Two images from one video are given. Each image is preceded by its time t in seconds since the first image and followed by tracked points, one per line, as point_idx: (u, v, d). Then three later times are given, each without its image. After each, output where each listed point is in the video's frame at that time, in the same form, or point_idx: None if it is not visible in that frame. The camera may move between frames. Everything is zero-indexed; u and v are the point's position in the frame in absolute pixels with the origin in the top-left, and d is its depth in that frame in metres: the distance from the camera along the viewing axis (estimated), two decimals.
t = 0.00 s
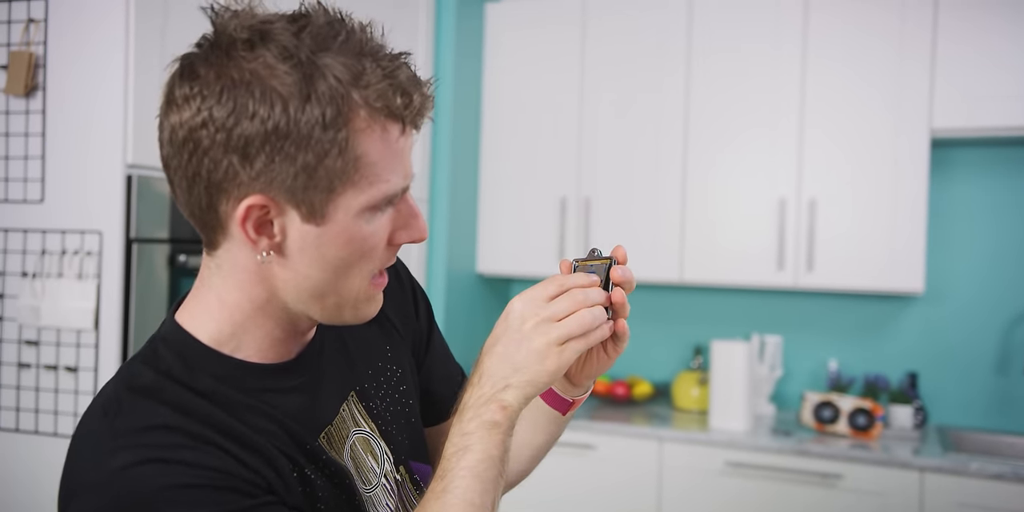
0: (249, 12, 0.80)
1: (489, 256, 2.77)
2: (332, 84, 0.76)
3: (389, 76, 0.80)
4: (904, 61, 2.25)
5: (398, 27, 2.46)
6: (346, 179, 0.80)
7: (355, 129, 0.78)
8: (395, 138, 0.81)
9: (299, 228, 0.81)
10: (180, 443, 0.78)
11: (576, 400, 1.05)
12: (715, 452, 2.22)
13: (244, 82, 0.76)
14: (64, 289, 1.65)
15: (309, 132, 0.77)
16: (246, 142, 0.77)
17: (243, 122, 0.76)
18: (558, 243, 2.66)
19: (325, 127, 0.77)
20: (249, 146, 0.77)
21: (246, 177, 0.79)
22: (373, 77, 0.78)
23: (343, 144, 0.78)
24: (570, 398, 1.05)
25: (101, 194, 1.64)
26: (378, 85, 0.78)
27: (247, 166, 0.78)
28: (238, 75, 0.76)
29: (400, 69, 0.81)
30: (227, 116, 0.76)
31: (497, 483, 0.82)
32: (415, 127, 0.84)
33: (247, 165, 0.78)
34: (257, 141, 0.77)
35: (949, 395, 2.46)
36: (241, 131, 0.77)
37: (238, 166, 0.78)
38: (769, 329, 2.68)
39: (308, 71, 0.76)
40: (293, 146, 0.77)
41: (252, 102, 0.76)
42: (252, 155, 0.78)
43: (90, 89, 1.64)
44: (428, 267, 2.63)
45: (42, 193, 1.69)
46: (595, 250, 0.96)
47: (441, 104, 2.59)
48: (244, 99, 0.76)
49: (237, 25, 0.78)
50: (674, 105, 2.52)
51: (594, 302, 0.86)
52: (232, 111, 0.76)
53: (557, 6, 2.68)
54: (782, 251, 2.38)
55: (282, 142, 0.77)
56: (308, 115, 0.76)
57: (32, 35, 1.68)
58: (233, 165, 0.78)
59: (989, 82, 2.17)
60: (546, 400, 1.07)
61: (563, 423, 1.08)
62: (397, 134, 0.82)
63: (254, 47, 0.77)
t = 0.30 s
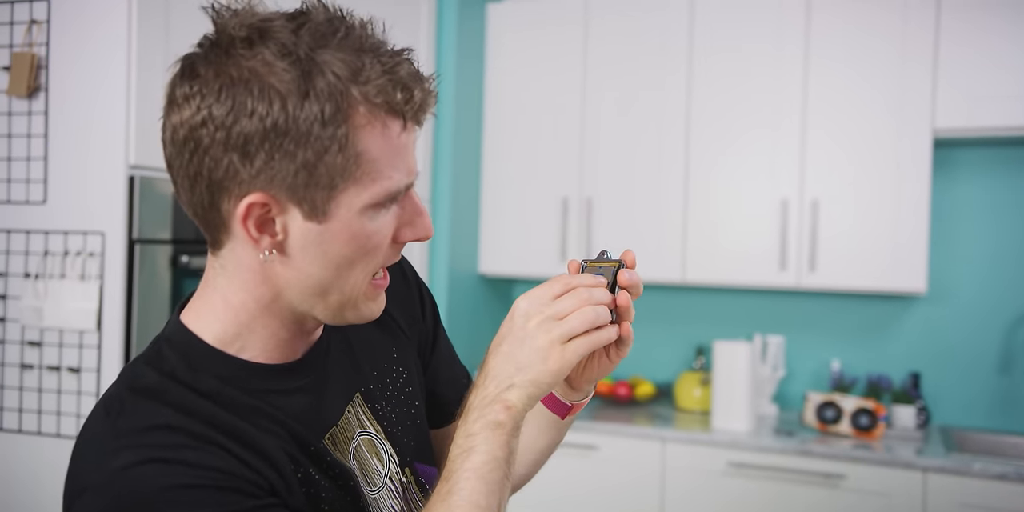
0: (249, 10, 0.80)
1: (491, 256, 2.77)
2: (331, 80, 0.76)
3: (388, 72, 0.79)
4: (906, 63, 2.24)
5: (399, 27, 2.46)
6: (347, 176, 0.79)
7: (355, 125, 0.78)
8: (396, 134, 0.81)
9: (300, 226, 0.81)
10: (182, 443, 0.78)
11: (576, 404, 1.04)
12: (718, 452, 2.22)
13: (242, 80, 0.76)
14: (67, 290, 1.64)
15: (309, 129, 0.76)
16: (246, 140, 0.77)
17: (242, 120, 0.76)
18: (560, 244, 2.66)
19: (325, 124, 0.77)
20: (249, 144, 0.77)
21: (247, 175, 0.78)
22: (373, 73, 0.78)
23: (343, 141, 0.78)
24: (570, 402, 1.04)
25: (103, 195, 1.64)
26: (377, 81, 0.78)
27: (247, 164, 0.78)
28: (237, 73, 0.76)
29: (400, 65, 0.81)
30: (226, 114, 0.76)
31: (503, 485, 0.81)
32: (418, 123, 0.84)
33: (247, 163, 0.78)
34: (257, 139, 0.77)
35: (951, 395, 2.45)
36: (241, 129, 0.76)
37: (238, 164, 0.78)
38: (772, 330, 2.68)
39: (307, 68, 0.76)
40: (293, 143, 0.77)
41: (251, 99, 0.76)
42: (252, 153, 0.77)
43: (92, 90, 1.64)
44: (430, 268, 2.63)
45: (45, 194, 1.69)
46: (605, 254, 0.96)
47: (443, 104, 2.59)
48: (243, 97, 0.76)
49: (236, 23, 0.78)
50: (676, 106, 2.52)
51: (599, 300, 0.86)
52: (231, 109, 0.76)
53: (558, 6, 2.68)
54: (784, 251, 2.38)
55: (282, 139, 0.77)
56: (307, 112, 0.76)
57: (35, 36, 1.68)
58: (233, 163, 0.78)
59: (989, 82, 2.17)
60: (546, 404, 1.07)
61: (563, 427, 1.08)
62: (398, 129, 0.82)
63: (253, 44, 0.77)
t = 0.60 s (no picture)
0: (255, 10, 0.80)
1: (494, 256, 2.77)
2: (336, 79, 0.76)
3: (394, 71, 0.79)
4: (908, 63, 2.24)
5: (401, 28, 2.46)
6: (353, 176, 0.79)
7: (361, 124, 0.78)
8: (403, 134, 0.81)
9: (306, 226, 0.81)
10: (186, 446, 0.78)
11: (575, 413, 1.04)
12: (721, 452, 2.21)
13: (248, 80, 0.76)
14: (70, 292, 1.65)
15: (314, 129, 0.76)
16: (251, 140, 0.77)
17: (247, 120, 0.76)
18: (562, 244, 2.66)
19: (330, 123, 0.77)
20: (255, 144, 0.77)
21: (252, 175, 0.79)
22: (379, 72, 0.78)
23: (349, 140, 0.78)
24: (570, 410, 1.04)
25: (105, 197, 1.64)
26: (383, 80, 0.78)
27: (253, 164, 0.78)
28: (242, 73, 0.76)
29: (407, 64, 0.80)
30: (231, 114, 0.76)
31: (509, 490, 0.81)
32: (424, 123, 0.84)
33: (253, 163, 0.78)
34: (262, 139, 0.77)
35: (955, 393, 2.45)
36: (246, 129, 0.77)
37: (244, 164, 0.78)
38: (775, 329, 2.67)
39: (312, 67, 0.76)
40: (298, 143, 0.77)
41: (256, 99, 0.76)
42: (258, 153, 0.78)
43: (93, 92, 1.65)
44: (433, 268, 2.63)
45: (48, 196, 1.69)
46: (618, 260, 0.96)
47: (445, 105, 2.59)
48: (248, 97, 0.76)
49: (243, 23, 0.78)
50: (678, 106, 2.52)
51: (609, 307, 0.86)
52: (236, 109, 0.76)
53: (560, 6, 2.68)
54: (787, 251, 2.38)
55: (287, 139, 0.77)
56: (312, 111, 0.76)
57: (37, 39, 1.68)
58: (239, 163, 0.78)
59: (990, 81, 2.17)
60: (546, 411, 1.06)
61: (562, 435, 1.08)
62: (405, 129, 0.81)
63: (258, 44, 0.77)
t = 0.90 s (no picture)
0: (247, 10, 0.81)
1: (492, 256, 2.76)
2: (328, 76, 0.76)
3: (387, 67, 0.79)
4: (907, 63, 2.24)
5: (399, 28, 2.46)
6: (348, 172, 0.79)
7: (354, 121, 0.78)
8: (397, 129, 0.81)
9: (302, 224, 0.81)
10: (185, 448, 0.78)
11: (576, 413, 1.03)
12: (720, 452, 2.22)
13: (240, 79, 0.76)
14: (68, 292, 1.64)
15: (307, 125, 0.76)
16: (244, 139, 0.77)
17: (240, 118, 0.77)
18: (561, 243, 2.66)
19: (323, 120, 0.77)
20: (248, 142, 0.77)
21: (246, 174, 0.79)
22: (371, 67, 0.78)
23: (342, 137, 0.78)
24: (570, 411, 1.03)
25: (103, 198, 1.64)
26: (376, 75, 0.78)
27: (247, 162, 0.78)
28: (235, 72, 0.77)
29: (400, 60, 0.80)
30: (224, 113, 0.77)
31: (509, 495, 0.82)
32: (420, 118, 0.83)
33: (247, 162, 0.78)
34: (255, 137, 0.77)
35: (953, 392, 2.45)
36: (239, 128, 0.77)
37: (238, 163, 0.79)
38: (773, 329, 2.68)
39: (304, 64, 0.76)
40: (291, 140, 0.77)
41: (248, 98, 0.76)
42: (251, 152, 0.78)
43: (90, 92, 1.64)
44: (431, 268, 2.63)
45: (46, 196, 1.69)
46: (619, 262, 0.96)
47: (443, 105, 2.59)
48: (241, 95, 0.76)
49: (235, 22, 0.78)
50: (676, 105, 2.52)
51: (605, 309, 0.86)
52: (229, 108, 0.77)
53: (558, 6, 2.68)
54: (785, 250, 2.38)
55: (280, 136, 0.77)
56: (305, 108, 0.76)
57: (35, 38, 1.68)
58: (233, 162, 0.79)
59: (989, 80, 2.17)
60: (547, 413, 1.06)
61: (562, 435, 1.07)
62: (399, 124, 0.81)
63: (250, 42, 0.77)
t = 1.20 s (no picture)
0: (243, 10, 0.80)
1: (492, 256, 2.77)
2: (324, 77, 0.76)
3: (382, 70, 0.79)
4: (906, 62, 2.24)
5: (399, 28, 2.46)
6: (342, 174, 0.79)
7: (349, 123, 0.78)
8: (391, 132, 0.81)
9: (295, 226, 0.81)
10: (175, 452, 0.77)
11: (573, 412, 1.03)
12: (719, 451, 2.22)
13: (235, 79, 0.76)
14: (67, 291, 1.64)
15: (301, 127, 0.76)
16: (238, 139, 0.77)
17: (234, 118, 0.76)
18: (560, 243, 2.66)
19: (318, 122, 0.76)
20: (242, 142, 0.77)
21: (240, 174, 0.79)
22: (367, 70, 0.78)
23: (337, 139, 0.78)
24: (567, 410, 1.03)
25: (102, 197, 1.64)
26: (371, 78, 0.78)
27: (241, 163, 0.78)
28: (230, 72, 0.76)
29: (395, 63, 0.80)
30: (218, 113, 0.76)
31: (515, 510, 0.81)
32: (414, 120, 0.83)
33: (240, 162, 0.78)
34: (249, 137, 0.77)
35: (952, 392, 2.45)
36: (234, 128, 0.76)
37: (232, 163, 0.78)
38: (773, 328, 2.68)
39: (299, 65, 0.76)
40: (286, 141, 0.77)
41: (243, 98, 0.76)
42: (245, 152, 0.77)
43: (90, 92, 1.65)
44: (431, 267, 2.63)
45: (45, 195, 1.69)
46: (623, 264, 0.95)
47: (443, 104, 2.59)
48: (235, 95, 0.76)
49: (231, 22, 0.78)
50: (676, 106, 2.52)
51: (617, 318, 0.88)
52: (223, 108, 0.76)
53: (558, 6, 2.68)
54: (785, 249, 2.38)
55: (274, 137, 0.76)
56: (300, 110, 0.76)
57: (34, 37, 1.68)
58: (226, 162, 0.78)
59: (987, 80, 2.17)
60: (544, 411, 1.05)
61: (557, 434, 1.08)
62: (393, 127, 0.81)
63: (246, 42, 0.77)
